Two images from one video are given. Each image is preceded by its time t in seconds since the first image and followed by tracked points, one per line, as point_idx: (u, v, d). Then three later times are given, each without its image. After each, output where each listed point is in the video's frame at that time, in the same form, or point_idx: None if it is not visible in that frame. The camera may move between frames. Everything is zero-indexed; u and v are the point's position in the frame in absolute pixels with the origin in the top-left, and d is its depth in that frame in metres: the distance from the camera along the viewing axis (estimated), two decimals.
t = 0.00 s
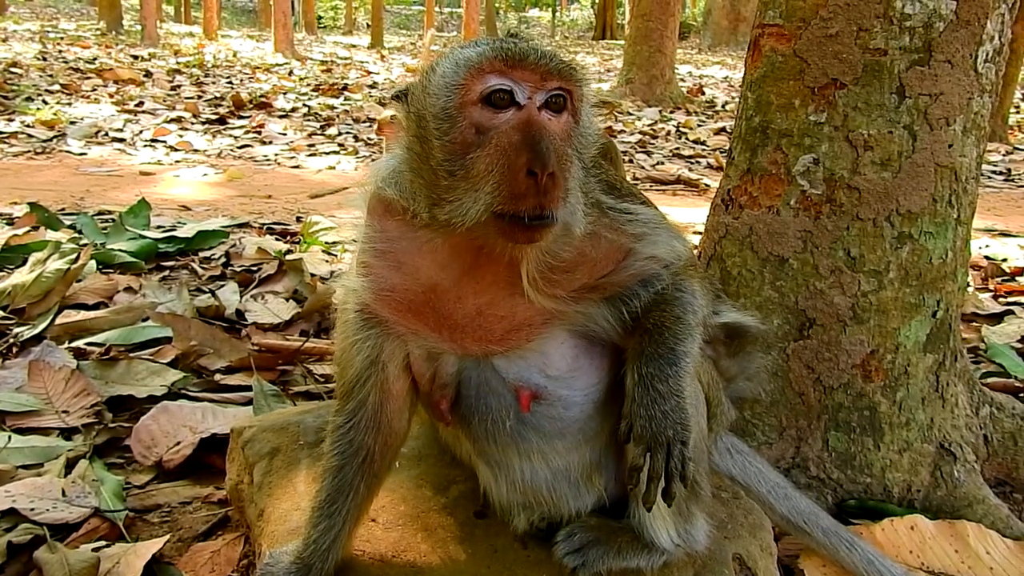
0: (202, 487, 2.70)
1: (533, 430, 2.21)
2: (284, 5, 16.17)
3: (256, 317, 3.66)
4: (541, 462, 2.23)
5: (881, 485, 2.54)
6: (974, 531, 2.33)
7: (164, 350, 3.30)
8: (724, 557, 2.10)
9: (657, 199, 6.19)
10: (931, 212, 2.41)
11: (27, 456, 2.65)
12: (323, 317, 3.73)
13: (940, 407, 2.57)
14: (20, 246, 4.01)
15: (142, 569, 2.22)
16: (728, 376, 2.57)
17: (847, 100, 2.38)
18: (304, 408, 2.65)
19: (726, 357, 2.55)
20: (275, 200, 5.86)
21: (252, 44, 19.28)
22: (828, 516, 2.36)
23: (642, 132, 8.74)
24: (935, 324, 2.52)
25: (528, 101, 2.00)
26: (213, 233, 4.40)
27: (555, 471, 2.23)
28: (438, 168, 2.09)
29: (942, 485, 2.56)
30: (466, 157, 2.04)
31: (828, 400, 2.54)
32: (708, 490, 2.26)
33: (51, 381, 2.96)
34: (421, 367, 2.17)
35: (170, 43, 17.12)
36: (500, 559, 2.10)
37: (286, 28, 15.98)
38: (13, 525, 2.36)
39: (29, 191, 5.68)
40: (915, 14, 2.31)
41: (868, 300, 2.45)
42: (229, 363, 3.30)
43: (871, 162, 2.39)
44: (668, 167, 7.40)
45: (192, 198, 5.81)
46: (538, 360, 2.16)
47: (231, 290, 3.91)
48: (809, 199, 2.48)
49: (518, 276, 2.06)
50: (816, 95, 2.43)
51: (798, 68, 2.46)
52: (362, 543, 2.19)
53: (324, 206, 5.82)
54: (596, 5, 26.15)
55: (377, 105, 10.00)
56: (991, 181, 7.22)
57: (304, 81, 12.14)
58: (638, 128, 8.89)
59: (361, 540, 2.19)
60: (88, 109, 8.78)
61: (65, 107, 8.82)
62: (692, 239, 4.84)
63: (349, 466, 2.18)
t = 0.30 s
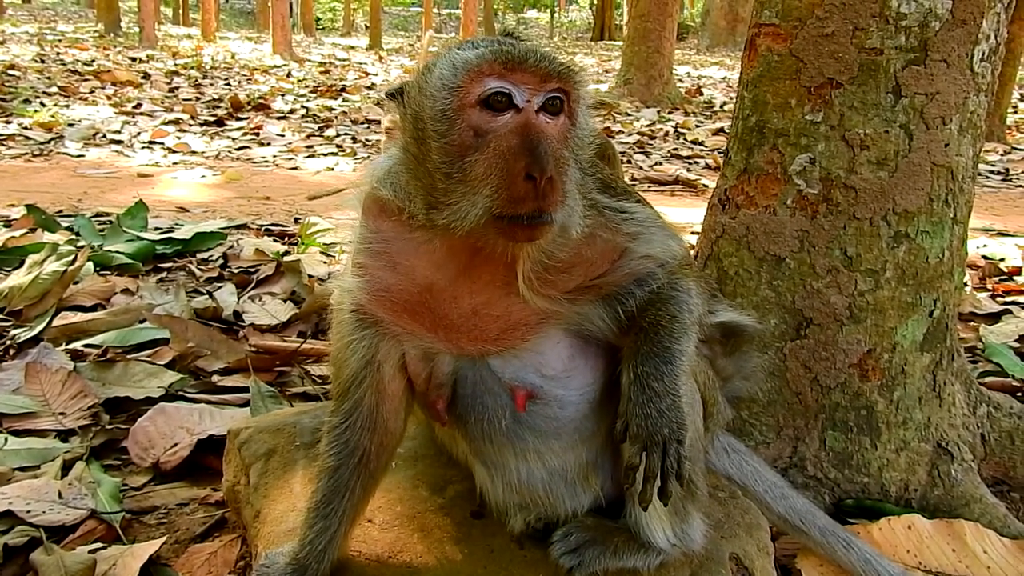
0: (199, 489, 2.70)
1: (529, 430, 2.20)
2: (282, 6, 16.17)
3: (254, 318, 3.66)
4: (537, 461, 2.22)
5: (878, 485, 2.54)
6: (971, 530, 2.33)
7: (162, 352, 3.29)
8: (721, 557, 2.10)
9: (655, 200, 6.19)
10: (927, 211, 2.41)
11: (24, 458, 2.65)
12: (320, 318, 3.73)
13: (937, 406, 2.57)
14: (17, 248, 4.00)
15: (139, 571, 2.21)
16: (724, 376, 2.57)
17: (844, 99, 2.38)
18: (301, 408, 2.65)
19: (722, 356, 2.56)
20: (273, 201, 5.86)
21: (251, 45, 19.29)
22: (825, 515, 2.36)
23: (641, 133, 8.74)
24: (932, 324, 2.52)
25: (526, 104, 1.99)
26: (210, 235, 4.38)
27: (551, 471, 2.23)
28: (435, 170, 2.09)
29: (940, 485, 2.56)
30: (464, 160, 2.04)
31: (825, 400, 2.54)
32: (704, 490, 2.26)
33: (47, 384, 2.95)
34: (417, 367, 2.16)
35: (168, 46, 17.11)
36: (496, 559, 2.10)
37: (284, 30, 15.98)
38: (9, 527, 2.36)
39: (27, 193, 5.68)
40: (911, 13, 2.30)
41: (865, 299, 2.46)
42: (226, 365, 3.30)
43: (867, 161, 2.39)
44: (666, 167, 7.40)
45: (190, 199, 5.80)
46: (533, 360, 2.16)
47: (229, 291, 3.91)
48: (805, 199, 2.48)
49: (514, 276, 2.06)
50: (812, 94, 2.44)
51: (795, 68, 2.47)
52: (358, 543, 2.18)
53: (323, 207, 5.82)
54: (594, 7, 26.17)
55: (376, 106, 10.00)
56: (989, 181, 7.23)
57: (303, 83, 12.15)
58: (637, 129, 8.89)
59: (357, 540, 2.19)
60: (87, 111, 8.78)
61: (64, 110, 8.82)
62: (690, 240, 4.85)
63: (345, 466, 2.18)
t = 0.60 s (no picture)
0: (194, 491, 2.68)
1: (525, 431, 2.19)
2: (278, 7, 16.17)
3: (250, 319, 3.65)
4: (533, 462, 2.21)
5: (875, 485, 2.54)
6: (968, 530, 2.33)
7: (157, 353, 3.28)
8: (718, 558, 2.09)
9: (651, 200, 6.18)
10: (924, 210, 2.41)
11: (18, 459, 2.63)
12: (317, 319, 3.73)
13: (934, 405, 2.57)
14: (12, 249, 3.99)
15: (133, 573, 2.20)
16: (720, 376, 2.58)
17: (839, 98, 2.38)
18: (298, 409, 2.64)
19: (719, 357, 2.56)
20: (270, 202, 5.85)
21: (247, 46, 19.27)
22: (822, 515, 2.35)
23: (637, 132, 8.74)
24: (928, 323, 2.52)
25: (522, 105, 1.98)
26: (206, 236, 4.37)
27: (547, 473, 2.22)
28: (430, 171, 2.08)
29: (937, 484, 2.56)
30: (459, 160, 2.04)
31: (821, 400, 2.53)
32: (700, 490, 2.26)
33: (42, 385, 2.94)
34: (412, 368, 2.15)
35: (165, 47, 17.09)
36: (492, 560, 2.09)
37: (280, 31, 15.96)
38: (4, 529, 2.35)
39: (22, 195, 5.66)
40: (907, 11, 2.30)
41: (861, 298, 2.45)
42: (222, 366, 3.29)
43: (863, 160, 2.39)
44: (662, 167, 7.40)
45: (186, 200, 5.79)
46: (529, 361, 2.15)
47: (225, 293, 3.90)
48: (801, 198, 2.47)
49: (510, 276, 2.05)
50: (808, 93, 2.43)
51: (790, 67, 2.46)
52: (353, 545, 2.18)
53: (319, 208, 5.81)
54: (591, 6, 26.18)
55: (373, 106, 9.99)
56: (986, 180, 7.23)
57: (299, 84, 12.13)
58: (633, 128, 8.89)
59: (352, 542, 2.19)
60: (82, 112, 8.77)
61: (59, 111, 8.80)
62: (686, 240, 4.84)
63: (340, 468, 2.17)
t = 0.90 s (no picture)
0: (193, 491, 2.68)
1: (523, 431, 2.19)
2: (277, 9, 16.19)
3: (249, 320, 3.65)
4: (532, 463, 2.21)
5: (874, 483, 2.54)
6: (966, 529, 2.33)
7: (156, 354, 3.28)
8: (716, 557, 2.10)
9: (649, 200, 6.19)
10: (922, 209, 2.41)
11: (17, 460, 2.63)
12: (315, 320, 3.73)
13: (932, 404, 2.57)
14: (10, 251, 3.99)
15: (133, 573, 2.20)
16: (718, 375, 2.57)
17: (837, 97, 2.38)
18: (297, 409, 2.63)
19: (716, 356, 2.55)
20: (268, 203, 5.85)
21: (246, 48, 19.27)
22: (820, 514, 2.36)
23: (636, 133, 8.74)
24: (926, 322, 2.52)
25: (520, 105, 1.98)
26: (205, 237, 4.37)
27: (546, 473, 2.22)
28: (428, 171, 2.08)
29: (935, 483, 2.56)
30: (456, 160, 2.03)
31: (819, 399, 2.53)
32: (699, 490, 2.26)
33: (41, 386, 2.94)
34: (410, 368, 2.15)
35: (163, 49, 17.07)
36: (490, 560, 2.10)
37: (278, 32, 15.97)
38: (3, 530, 2.35)
39: (20, 197, 5.66)
40: (904, 10, 2.30)
41: (859, 297, 2.46)
42: (220, 367, 3.29)
43: (861, 159, 2.39)
44: (661, 168, 7.40)
45: (184, 202, 5.79)
46: (527, 360, 2.15)
47: (223, 294, 3.90)
48: (799, 198, 2.48)
49: (507, 276, 2.05)
50: (806, 92, 2.44)
51: (788, 66, 2.46)
52: (352, 544, 2.18)
53: (317, 208, 5.80)
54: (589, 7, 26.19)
55: (371, 108, 9.99)
56: (983, 180, 7.24)
57: (297, 85, 12.14)
58: (632, 129, 8.89)
59: (351, 541, 2.19)
60: (80, 114, 8.76)
61: (58, 113, 8.80)
62: (684, 240, 4.84)
63: (338, 467, 2.17)
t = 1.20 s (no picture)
0: (194, 491, 2.69)
1: (523, 434, 2.19)
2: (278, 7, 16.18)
3: (250, 319, 3.65)
4: (532, 466, 2.21)
5: (874, 484, 2.54)
6: (967, 530, 2.33)
7: (157, 354, 3.29)
8: (716, 559, 2.10)
9: (651, 199, 6.18)
10: (923, 210, 2.41)
11: (19, 460, 2.63)
12: (316, 320, 3.73)
13: (933, 405, 2.57)
14: (12, 250, 4.00)
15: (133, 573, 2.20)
16: (718, 376, 2.57)
17: (838, 97, 2.38)
18: (296, 411, 2.63)
19: (717, 357, 2.54)
20: (269, 202, 5.85)
21: (247, 46, 19.28)
22: (820, 515, 2.35)
23: (637, 131, 8.74)
24: (927, 322, 2.52)
25: (520, 107, 1.99)
26: (206, 236, 4.36)
27: (546, 477, 2.22)
28: (428, 174, 2.08)
29: (936, 484, 2.56)
30: (457, 163, 2.04)
31: (820, 400, 2.53)
32: (699, 492, 2.26)
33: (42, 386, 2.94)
34: (409, 371, 2.15)
35: (165, 46, 17.06)
36: (490, 562, 2.10)
37: (280, 30, 15.96)
38: (4, 531, 2.35)
39: (22, 195, 5.66)
40: (905, 11, 2.30)
41: (860, 298, 2.45)
42: (221, 367, 3.29)
43: (862, 160, 2.38)
44: (662, 165, 7.39)
45: (186, 200, 5.80)
46: (527, 363, 2.15)
47: (224, 293, 3.90)
48: (801, 198, 2.47)
49: (508, 279, 2.06)
50: (807, 93, 2.43)
51: (789, 67, 2.46)
52: (352, 547, 2.19)
53: (319, 207, 5.80)
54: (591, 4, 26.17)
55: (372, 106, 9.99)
56: (985, 178, 7.23)
57: (299, 83, 12.13)
58: (633, 127, 8.89)
59: (351, 544, 2.19)
60: (82, 112, 8.77)
61: (59, 111, 8.80)
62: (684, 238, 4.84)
63: (338, 470, 2.18)
